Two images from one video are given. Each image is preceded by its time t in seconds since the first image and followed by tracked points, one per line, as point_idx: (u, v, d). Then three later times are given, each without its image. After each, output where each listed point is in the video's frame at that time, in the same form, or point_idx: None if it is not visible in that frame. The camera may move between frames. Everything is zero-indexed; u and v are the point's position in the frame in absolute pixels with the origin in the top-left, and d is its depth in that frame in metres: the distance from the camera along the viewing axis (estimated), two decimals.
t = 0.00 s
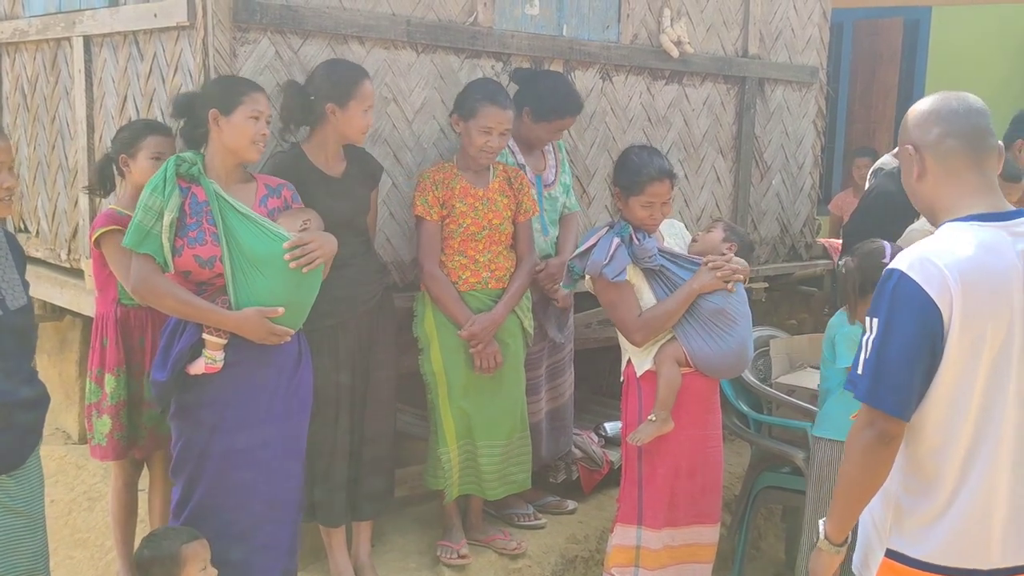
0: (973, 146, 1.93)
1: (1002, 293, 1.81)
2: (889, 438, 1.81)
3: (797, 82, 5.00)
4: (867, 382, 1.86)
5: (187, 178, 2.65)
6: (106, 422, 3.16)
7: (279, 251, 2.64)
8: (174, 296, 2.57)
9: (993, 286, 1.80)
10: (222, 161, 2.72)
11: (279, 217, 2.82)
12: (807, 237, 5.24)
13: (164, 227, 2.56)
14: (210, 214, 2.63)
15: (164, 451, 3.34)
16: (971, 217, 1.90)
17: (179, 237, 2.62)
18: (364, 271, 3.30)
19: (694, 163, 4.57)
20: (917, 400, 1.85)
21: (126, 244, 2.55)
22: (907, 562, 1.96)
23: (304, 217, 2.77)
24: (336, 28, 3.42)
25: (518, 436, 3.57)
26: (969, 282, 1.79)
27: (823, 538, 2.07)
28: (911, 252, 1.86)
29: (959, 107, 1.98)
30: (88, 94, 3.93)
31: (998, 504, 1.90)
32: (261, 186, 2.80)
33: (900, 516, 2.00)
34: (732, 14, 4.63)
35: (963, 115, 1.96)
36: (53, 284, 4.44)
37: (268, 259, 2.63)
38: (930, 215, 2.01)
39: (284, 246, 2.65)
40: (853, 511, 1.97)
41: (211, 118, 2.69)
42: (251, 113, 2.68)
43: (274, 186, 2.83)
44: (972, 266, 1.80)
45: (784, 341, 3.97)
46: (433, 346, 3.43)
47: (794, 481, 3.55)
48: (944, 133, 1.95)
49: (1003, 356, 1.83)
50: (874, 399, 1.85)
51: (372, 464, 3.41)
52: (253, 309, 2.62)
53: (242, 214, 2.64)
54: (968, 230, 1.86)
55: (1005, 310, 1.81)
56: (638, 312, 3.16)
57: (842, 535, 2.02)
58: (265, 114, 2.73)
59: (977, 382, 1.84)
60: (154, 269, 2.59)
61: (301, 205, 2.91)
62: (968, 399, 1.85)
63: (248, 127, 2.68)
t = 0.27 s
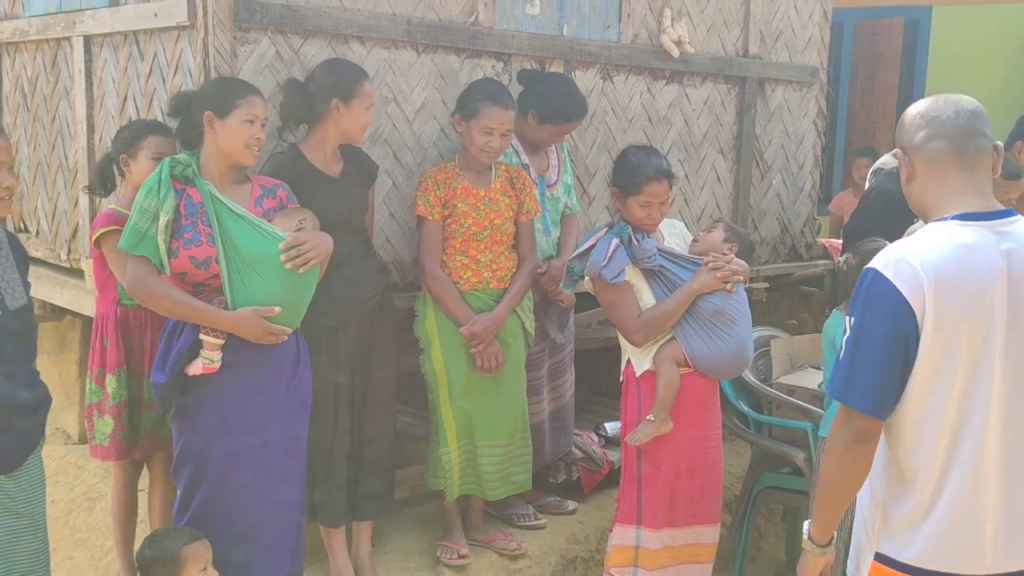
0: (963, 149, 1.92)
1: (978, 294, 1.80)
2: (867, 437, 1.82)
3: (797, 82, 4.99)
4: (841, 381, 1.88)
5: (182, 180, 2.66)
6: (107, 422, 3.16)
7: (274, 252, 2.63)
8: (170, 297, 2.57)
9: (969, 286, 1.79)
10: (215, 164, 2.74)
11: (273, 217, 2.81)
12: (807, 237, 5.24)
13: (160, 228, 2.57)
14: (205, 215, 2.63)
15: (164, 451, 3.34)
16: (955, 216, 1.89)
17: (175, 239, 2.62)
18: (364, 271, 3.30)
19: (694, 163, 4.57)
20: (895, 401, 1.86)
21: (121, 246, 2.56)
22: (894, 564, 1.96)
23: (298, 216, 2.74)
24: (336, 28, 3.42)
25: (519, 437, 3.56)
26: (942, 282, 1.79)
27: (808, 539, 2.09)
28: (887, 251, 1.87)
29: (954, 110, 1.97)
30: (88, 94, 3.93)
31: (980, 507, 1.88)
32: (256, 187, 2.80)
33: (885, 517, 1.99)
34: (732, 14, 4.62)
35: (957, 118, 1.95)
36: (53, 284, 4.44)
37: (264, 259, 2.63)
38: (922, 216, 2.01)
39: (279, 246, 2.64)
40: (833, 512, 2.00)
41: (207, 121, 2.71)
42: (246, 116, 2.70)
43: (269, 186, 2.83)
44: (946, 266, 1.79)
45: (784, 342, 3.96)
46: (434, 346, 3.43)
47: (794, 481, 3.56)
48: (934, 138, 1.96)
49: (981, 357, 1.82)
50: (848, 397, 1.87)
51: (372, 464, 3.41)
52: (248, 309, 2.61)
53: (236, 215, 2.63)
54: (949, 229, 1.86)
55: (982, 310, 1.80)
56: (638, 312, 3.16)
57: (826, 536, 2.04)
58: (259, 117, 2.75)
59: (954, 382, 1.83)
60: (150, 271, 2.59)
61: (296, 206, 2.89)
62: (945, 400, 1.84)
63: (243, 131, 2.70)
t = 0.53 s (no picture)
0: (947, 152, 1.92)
1: (949, 296, 1.79)
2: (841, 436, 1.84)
3: (793, 83, 4.99)
4: (811, 378, 1.91)
5: (156, 180, 2.67)
6: (100, 422, 3.16)
7: (256, 246, 2.66)
8: (152, 297, 2.58)
9: (940, 287, 1.79)
10: (189, 164, 2.75)
11: (250, 213, 2.84)
12: (804, 238, 5.24)
13: (138, 229, 2.58)
14: (183, 214, 2.65)
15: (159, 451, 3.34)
16: (935, 216, 1.89)
17: (154, 239, 2.64)
18: (357, 272, 3.30)
19: (690, 163, 4.57)
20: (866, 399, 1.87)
21: (98, 249, 2.56)
22: (872, 565, 1.96)
23: (277, 211, 2.80)
24: (331, 29, 3.42)
25: (514, 438, 3.57)
26: (911, 284, 1.79)
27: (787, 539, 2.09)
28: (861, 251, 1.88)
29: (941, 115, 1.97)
30: (84, 95, 3.93)
31: (954, 511, 1.87)
32: (230, 184, 2.84)
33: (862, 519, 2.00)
34: (729, 14, 4.62)
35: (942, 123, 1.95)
36: (49, 284, 4.44)
37: (246, 254, 2.65)
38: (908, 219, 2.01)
39: (261, 239, 2.66)
40: (811, 510, 2.00)
41: (176, 121, 2.71)
42: (216, 115, 2.70)
43: (243, 183, 2.86)
44: (917, 267, 1.79)
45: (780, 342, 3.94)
46: (430, 346, 3.43)
47: (788, 481, 3.54)
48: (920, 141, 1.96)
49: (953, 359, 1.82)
50: (819, 397, 1.89)
51: (367, 466, 3.41)
52: (233, 304, 2.62)
53: (216, 212, 2.65)
54: (925, 230, 1.86)
55: (953, 312, 1.79)
56: (632, 313, 3.17)
57: (804, 535, 2.04)
58: (230, 116, 2.75)
59: (925, 385, 1.83)
60: (128, 272, 2.60)
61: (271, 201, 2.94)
62: (916, 402, 1.84)
63: (213, 130, 2.70)
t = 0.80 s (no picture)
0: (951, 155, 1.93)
1: (941, 296, 1.80)
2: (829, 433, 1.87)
3: (788, 85, 5.00)
4: (801, 373, 1.93)
5: (137, 183, 2.65)
6: (93, 424, 3.16)
7: (243, 248, 2.69)
8: (138, 304, 2.60)
9: (931, 287, 1.79)
10: (167, 166, 2.79)
11: (231, 212, 2.97)
12: (799, 239, 5.25)
13: (121, 236, 2.58)
14: (166, 217, 2.67)
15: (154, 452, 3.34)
16: (933, 215, 1.89)
17: (139, 244, 2.64)
18: (352, 273, 3.30)
19: (686, 165, 4.57)
20: (855, 396, 1.89)
21: (82, 257, 2.56)
22: (862, 563, 1.97)
23: (260, 211, 2.92)
24: (327, 30, 3.42)
25: (511, 439, 3.57)
26: (901, 283, 1.80)
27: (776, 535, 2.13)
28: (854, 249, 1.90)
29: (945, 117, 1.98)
30: (79, 96, 3.93)
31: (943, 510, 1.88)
32: (210, 183, 2.94)
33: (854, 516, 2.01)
34: (724, 16, 4.63)
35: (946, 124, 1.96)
36: (44, 286, 4.43)
37: (234, 256, 2.68)
38: (911, 221, 2.01)
39: (249, 242, 2.70)
40: (798, 506, 2.03)
41: (154, 122, 2.75)
42: (194, 115, 2.75)
43: (222, 182, 2.98)
44: (908, 267, 1.80)
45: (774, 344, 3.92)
46: (425, 348, 3.43)
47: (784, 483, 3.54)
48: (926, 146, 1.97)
49: (944, 359, 1.82)
50: (808, 392, 1.92)
51: (362, 467, 3.41)
52: (219, 308, 2.65)
53: (202, 215, 2.67)
54: (920, 230, 1.87)
55: (944, 312, 1.80)
56: (626, 312, 3.18)
57: (792, 530, 2.07)
58: (207, 115, 2.80)
59: (914, 383, 1.84)
60: (113, 279, 2.61)
61: (249, 198, 3.07)
62: (905, 400, 1.85)
63: (191, 130, 2.74)
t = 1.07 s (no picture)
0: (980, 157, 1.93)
1: (961, 299, 1.80)
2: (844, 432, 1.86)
3: (782, 88, 5.01)
4: (818, 369, 1.93)
5: (128, 186, 2.66)
6: (79, 425, 3.16)
7: (236, 250, 2.71)
8: (129, 307, 2.59)
9: (951, 289, 1.79)
10: (158, 168, 2.78)
11: (220, 213, 2.99)
12: (793, 242, 5.26)
13: (113, 238, 2.57)
14: (158, 220, 2.67)
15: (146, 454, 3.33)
16: (957, 219, 1.89)
17: (132, 247, 2.64)
18: (345, 275, 3.30)
19: (680, 167, 4.58)
20: (871, 394, 1.90)
21: (74, 260, 2.55)
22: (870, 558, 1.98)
23: (252, 214, 2.89)
24: (321, 31, 3.42)
25: (503, 440, 3.57)
26: (923, 285, 1.80)
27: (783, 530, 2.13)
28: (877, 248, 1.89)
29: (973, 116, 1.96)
30: (72, 96, 3.92)
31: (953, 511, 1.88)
32: (198, 185, 2.95)
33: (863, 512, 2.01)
34: (718, 18, 4.63)
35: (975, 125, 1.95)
36: (37, 287, 4.42)
37: (227, 259, 2.70)
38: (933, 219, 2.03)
39: (243, 246, 2.72)
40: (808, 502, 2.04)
41: (143, 124, 2.74)
42: (184, 117, 2.75)
43: (210, 184, 2.98)
44: (930, 268, 1.80)
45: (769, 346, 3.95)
46: (418, 350, 3.43)
47: (778, 485, 3.55)
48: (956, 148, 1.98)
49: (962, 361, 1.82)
50: (824, 390, 1.92)
51: (355, 468, 3.41)
52: (213, 310, 2.67)
53: (194, 217, 2.68)
54: (943, 232, 1.86)
55: (963, 314, 1.80)
56: (617, 314, 3.19)
57: (801, 524, 2.07)
58: (196, 117, 2.80)
59: (931, 384, 1.84)
60: (105, 282, 2.60)
61: (237, 199, 3.09)
62: (921, 401, 1.86)
63: (182, 133, 2.74)
